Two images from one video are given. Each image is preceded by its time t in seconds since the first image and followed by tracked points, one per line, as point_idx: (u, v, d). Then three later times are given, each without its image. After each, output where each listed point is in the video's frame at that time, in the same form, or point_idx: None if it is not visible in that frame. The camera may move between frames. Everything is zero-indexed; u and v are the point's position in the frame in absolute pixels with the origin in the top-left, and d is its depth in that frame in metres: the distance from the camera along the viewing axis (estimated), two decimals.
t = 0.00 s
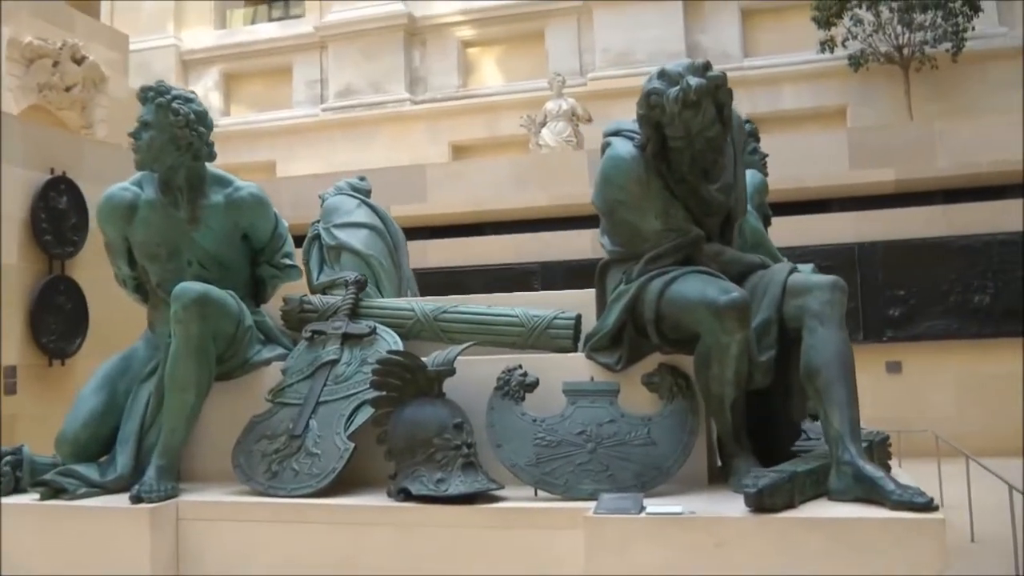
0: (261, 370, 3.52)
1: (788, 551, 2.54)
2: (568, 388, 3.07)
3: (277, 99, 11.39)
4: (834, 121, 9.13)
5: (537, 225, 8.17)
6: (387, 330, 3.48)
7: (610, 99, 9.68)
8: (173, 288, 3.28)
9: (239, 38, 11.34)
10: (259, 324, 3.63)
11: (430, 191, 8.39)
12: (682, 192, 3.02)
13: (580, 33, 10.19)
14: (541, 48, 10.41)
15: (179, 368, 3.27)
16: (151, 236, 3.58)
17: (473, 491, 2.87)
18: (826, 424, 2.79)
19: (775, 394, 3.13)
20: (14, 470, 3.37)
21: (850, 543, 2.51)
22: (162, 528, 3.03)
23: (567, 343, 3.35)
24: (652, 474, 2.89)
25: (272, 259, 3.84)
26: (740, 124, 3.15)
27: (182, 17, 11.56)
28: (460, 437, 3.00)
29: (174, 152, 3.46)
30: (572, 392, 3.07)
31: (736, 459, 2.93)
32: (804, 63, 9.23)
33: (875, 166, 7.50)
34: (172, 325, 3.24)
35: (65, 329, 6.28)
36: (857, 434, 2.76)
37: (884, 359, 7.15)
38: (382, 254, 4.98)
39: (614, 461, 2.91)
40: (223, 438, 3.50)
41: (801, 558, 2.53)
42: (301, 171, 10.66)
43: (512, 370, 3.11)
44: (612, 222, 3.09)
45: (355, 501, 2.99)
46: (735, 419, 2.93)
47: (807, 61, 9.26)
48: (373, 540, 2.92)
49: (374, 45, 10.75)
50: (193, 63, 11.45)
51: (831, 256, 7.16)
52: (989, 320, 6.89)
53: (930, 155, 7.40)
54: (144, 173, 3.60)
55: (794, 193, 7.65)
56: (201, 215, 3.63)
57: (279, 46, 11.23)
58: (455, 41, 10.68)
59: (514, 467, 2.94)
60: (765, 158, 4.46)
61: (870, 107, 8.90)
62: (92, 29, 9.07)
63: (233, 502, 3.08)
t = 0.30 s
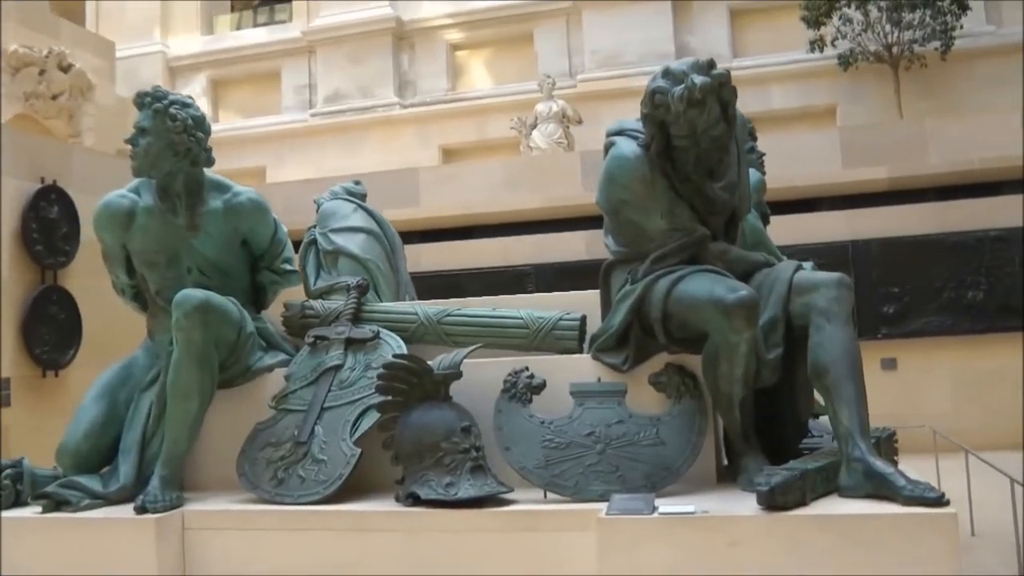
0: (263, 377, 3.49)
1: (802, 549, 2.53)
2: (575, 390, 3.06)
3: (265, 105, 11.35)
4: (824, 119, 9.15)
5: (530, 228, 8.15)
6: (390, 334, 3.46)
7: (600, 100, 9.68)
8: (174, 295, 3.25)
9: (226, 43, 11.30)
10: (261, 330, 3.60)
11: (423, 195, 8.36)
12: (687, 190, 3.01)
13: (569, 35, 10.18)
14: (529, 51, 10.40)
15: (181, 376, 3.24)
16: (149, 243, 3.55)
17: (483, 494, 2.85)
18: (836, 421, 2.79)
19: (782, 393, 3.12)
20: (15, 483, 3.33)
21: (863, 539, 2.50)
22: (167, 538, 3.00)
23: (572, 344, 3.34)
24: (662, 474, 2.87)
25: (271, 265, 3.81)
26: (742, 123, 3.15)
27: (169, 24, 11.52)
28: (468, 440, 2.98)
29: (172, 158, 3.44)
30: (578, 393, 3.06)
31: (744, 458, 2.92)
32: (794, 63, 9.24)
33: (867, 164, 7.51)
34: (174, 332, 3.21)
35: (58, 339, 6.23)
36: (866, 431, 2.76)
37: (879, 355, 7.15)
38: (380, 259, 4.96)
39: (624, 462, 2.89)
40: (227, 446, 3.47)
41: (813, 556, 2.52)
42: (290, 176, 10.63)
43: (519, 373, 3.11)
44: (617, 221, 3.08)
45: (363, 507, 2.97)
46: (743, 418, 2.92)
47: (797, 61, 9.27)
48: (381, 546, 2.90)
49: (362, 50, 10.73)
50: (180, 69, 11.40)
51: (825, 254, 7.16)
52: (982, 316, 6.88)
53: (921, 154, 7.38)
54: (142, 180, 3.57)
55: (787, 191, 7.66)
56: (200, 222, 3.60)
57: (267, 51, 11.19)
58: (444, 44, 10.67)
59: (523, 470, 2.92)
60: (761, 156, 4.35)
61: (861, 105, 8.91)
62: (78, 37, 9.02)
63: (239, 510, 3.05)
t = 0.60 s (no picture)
0: (260, 370, 3.47)
1: (799, 561, 2.53)
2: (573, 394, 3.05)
3: (262, 99, 11.30)
4: (822, 133, 9.17)
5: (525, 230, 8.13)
6: (389, 332, 3.45)
7: (598, 106, 9.67)
8: (174, 285, 3.23)
9: (225, 35, 11.25)
10: (259, 324, 3.58)
11: (421, 194, 8.34)
12: (693, 199, 3.02)
13: (569, 39, 10.18)
14: (529, 53, 10.39)
15: (178, 367, 3.23)
16: (149, 233, 3.52)
17: (479, 496, 2.84)
18: (835, 435, 2.79)
19: (779, 404, 3.12)
20: (6, 468, 3.32)
21: (859, 553, 2.50)
22: (160, 529, 2.98)
23: (571, 348, 3.33)
24: (659, 482, 2.87)
25: (271, 259, 3.79)
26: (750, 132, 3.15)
27: (167, 14, 11.47)
28: (465, 441, 2.97)
29: (176, 148, 3.42)
30: (577, 398, 3.06)
31: (740, 468, 2.92)
32: (794, 76, 9.25)
33: (867, 179, 7.55)
34: (172, 323, 3.19)
35: (50, 325, 6.19)
36: (864, 445, 2.76)
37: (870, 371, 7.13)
38: (377, 255, 4.94)
39: (621, 468, 2.89)
40: (221, 439, 3.45)
41: (809, 568, 2.52)
42: (285, 171, 10.58)
43: (517, 375, 3.10)
44: (622, 227, 3.07)
45: (358, 505, 2.95)
46: (742, 428, 2.93)
47: (797, 74, 9.27)
48: (375, 544, 2.88)
49: (361, 47, 10.70)
50: (178, 60, 11.34)
51: (821, 268, 7.17)
52: (976, 335, 6.93)
53: (919, 170, 7.45)
54: (143, 169, 3.54)
55: (783, 203, 7.67)
56: (201, 213, 3.58)
57: (266, 44, 11.14)
58: (443, 44, 10.66)
59: (519, 472, 2.91)
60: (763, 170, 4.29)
61: (858, 119, 8.94)
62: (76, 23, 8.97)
63: (232, 503, 3.03)
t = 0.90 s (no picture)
0: (259, 370, 3.45)
1: (804, 566, 2.53)
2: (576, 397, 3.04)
3: (254, 97, 11.25)
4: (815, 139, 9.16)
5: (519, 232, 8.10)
6: (390, 332, 3.43)
7: (591, 108, 9.66)
8: (175, 283, 3.20)
9: (219, 33, 11.20)
10: (259, 323, 3.56)
11: (416, 195, 8.33)
12: (699, 203, 3.01)
13: (564, 41, 10.17)
14: (524, 55, 10.38)
15: (179, 365, 3.21)
16: (149, 229, 3.50)
17: (482, 498, 2.83)
18: (838, 440, 2.79)
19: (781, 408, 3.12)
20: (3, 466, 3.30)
21: (864, 559, 2.50)
22: (159, 529, 2.96)
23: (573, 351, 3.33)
24: (662, 485, 2.86)
25: (271, 257, 3.76)
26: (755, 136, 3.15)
27: (160, 11, 11.42)
28: (468, 442, 2.96)
29: (177, 145, 3.40)
30: (580, 400, 3.05)
31: (742, 473, 2.92)
32: (788, 81, 9.25)
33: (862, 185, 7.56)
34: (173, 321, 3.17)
35: (42, 322, 6.15)
36: (868, 451, 2.76)
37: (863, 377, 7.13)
38: (375, 256, 4.90)
39: (624, 471, 2.88)
40: (219, 439, 3.43)
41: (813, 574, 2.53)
42: (277, 170, 10.53)
43: (520, 378, 3.09)
44: (627, 229, 3.07)
45: (359, 506, 2.94)
46: (745, 433, 2.93)
47: (792, 79, 9.27)
48: (376, 546, 2.87)
49: (355, 46, 10.68)
50: (171, 57, 11.28)
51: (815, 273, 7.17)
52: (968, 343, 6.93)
53: (913, 176, 7.49)
54: (144, 165, 3.52)
55: (777, 208, 7.68)
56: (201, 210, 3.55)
57: (259, 42, 11.09)
58: (438, 45, 10.64)
59: (523, 474, 2.90)
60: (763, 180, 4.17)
61: (851, 125, 8.95)
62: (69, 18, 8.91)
63: (232, 503, 3.01)
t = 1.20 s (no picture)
0: (266, 374, 3.44)
1: (818, 562, 2.54)
2: (587, 397, 3.04)
3: (244, 100, 11.20)
4: (806, 137, 9.00)
5: (512, 230, 8.05)
6: (398, 334, 3.42)
7: (583, 108, 9.65)
8: (181, 288, 3.19)
9: (209, 36, 11.14)
10: (264, 327, 3.55)
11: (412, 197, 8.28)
12: (706, 202, 3.02)
13: (555, 41, 10.15)
14: (515, 55, 10.37)
15: (186, 370, 3.19)
16: (153, 234, 3.49)
17: (494, 499, 2.83)
18: (848, 436, 2.80)
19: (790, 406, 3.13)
20: (8, 475, 3.27)
21: (878, 554, 2.51)
22: (169, 535, 2.95)
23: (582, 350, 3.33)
24: (673, 484, 2.87)
25: (275, 261, 3.75)
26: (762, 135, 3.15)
27: (149, 14, 11.35)
28: (479, 444, 2.96)
29: (180, 148, 3.39)
30: (591, 400, 3.05)
31: (753, 471, 2.93)
32: (782, 79, 9.15)
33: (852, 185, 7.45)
34: (179, 326, 3.16)
35: (37, 327, 6.12)
36: (878, 447, 2.77)
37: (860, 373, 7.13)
38: (376, 258, 4.86)
39: (636, 470, 2.88)
40: (226, 444, 3.42)
41: (827, 570, 2.53)
42: (268, 173, 10.47)
43: (530, 378, 3.09)
44: (635, 229, 3.08)
45: (371, 509, 2.94)
46: (755, 431, 2.93)
47: (785, 78, 9.15)
48: (388, 549, 2.86)
49: (346, 48, 10.66)
50: (161, 60, 11.21)
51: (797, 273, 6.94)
52: (962, 337, 6.76)
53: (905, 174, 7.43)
54: (147, 169, 3.50)
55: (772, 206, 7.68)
56: (205, 214, 3.54)
57: (250, 45, 11.05)
58: (429, 46, 10.62)
59: (534, 475, 2.91)
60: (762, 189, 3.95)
61: (842, 125, 8.86)
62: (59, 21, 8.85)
63: (242, 508, 3.00)
